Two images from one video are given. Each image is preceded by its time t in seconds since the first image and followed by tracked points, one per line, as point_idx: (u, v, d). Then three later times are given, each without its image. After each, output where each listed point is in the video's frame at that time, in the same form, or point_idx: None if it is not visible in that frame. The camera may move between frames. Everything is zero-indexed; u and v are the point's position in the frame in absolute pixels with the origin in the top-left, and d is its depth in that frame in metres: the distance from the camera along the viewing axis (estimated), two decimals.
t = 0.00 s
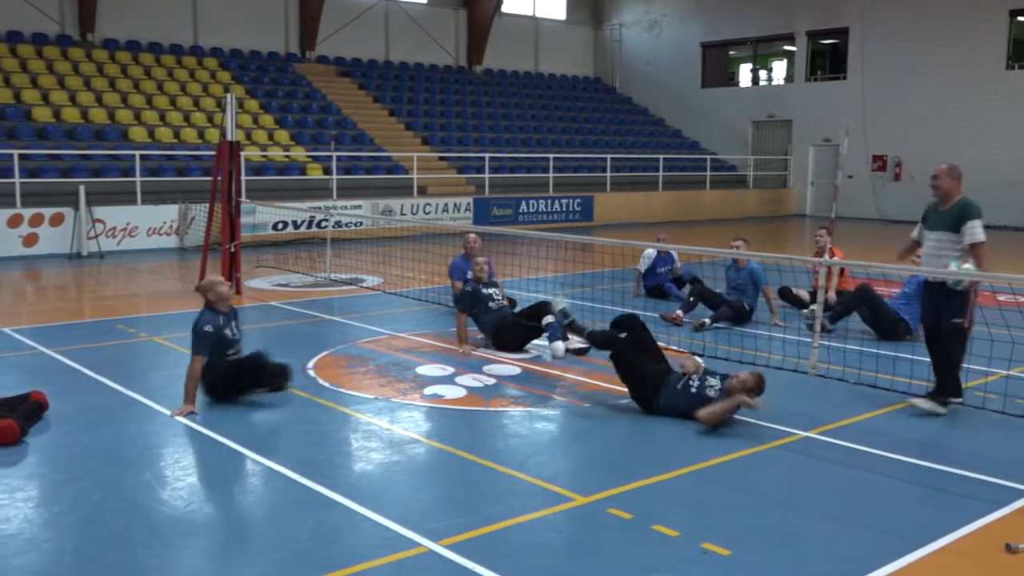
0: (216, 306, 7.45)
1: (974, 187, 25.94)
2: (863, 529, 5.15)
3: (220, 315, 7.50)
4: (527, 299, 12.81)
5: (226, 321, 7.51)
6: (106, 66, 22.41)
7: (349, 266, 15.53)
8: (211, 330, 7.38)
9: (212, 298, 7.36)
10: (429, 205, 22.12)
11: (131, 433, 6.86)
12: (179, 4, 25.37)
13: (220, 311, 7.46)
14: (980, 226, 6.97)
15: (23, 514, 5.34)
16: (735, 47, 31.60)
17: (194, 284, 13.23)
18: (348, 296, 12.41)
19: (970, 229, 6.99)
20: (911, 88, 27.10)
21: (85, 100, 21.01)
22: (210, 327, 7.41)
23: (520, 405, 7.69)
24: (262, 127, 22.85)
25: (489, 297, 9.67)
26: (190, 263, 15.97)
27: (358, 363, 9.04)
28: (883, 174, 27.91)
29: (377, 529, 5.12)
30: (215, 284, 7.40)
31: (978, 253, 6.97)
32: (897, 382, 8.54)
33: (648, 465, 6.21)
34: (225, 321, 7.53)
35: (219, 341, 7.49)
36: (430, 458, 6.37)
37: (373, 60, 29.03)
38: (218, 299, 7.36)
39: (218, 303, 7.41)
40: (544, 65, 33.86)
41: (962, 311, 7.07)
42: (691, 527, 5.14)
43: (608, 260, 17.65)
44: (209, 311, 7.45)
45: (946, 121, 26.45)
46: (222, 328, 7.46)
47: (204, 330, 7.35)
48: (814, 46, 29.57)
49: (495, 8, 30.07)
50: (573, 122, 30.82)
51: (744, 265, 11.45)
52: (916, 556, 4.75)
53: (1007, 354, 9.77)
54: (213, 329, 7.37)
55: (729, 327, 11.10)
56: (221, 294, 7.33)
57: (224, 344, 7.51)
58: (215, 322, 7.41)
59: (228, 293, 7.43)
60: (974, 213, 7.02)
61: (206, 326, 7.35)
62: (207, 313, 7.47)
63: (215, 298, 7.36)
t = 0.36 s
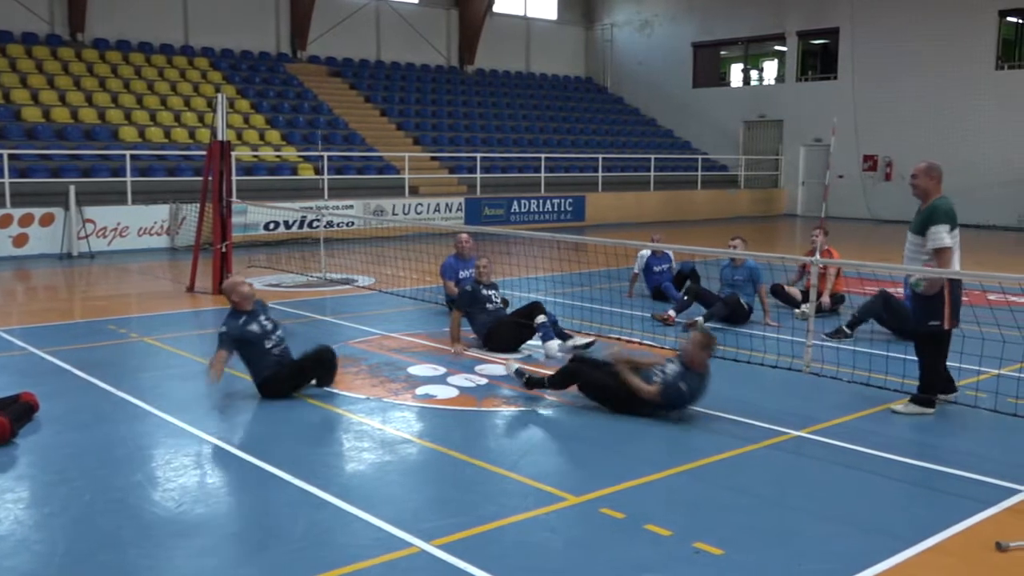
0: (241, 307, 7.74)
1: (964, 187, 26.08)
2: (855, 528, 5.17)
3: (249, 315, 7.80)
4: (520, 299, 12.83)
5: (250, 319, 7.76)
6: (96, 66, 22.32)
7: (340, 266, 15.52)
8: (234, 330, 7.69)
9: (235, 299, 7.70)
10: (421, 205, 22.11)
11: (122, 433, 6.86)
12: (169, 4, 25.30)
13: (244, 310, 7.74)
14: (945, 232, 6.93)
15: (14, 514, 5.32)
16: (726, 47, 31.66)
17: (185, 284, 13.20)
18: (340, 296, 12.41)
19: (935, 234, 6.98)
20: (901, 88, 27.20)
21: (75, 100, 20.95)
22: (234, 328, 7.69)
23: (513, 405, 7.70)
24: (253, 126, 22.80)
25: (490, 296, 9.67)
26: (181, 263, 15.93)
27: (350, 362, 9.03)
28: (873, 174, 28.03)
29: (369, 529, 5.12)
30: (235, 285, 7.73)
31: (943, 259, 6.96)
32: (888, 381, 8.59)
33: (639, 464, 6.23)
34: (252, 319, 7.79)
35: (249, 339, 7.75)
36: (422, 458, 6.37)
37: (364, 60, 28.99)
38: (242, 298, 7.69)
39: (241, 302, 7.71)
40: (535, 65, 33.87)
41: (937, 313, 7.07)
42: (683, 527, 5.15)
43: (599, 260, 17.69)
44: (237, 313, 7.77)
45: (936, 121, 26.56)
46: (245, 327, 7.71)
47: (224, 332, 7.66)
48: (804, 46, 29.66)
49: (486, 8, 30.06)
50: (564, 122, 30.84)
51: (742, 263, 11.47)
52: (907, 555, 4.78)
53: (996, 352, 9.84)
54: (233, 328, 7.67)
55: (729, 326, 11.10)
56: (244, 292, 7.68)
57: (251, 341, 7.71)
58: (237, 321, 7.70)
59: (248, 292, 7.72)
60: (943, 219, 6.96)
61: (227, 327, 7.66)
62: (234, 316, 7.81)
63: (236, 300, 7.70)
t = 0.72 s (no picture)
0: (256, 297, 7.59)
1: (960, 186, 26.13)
2: (852, 527, 5.17)
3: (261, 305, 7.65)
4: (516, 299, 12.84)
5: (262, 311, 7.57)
6: (92, 66, 22.27)
7: (336, 266, 15.51)
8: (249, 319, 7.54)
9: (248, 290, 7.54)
10: (418, 205, 22.12)
11: (118, 434, 6.84)
12: (164, 4, 25.26)
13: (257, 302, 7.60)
14: (926, 230, 6.98)
15: (10, 515, 5.30)
16: (722, 47, 31.70)
17: (181, 284, 13.20)
18: (336, 295, 12.41)
19: (918, 232, 7.04)
20: (897, 88, 27.25)
21: (70, 100, 20.92)
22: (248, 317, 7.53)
23: (510, 405, 7.70)
24: (249, 126, 22.79)
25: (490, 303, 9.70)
26: (177, 263, 15.92)
27: (347, 362, 9.03)
28: (869, 174, 28.06)
29: (365, 529, 5.12)
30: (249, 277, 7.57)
31: (925, 257, 7.02)
32: (883, 380, 8.60)
33: (636, 464, 6.23)
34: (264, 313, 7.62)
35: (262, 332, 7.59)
36: (418, 458, 6.36)
37: (360, 60, 28.97)
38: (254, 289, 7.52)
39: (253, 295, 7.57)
40: (532, 65, 33.87)
41: (926, 312, 7.14)
42: (679, 526, 5.15)
43: (595, 260, 17.71)
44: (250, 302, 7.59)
45: (932, 121, 26.61)
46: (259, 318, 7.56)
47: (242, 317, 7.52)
48: (800, 46, 29.70)
49: (482, 8, 30.05)
50: (560, 122, 30.86)
51: (739, 265, 11.41)
52: (902, 554, 4.79)
53: (992, 352, 9.86)
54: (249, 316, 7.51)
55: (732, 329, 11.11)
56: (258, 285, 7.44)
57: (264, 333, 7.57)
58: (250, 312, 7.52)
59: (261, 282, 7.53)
60: (927, 217, 7.02)
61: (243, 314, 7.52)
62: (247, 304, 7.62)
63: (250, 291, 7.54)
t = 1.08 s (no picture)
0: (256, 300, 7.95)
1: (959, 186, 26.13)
2: (851, 527, 5.18)
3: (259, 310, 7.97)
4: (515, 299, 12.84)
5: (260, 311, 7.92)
6: (91, 65, 22.26)
7: (335, 266, 15.51)
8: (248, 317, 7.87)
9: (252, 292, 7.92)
10: (417, 205, 22.11)
11: (117, 434, 6.83)
12: (163, 3, 25.25)
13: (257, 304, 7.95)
14: (936, 224, 6.93)
15: (10, 515, 5.30)
16: (721, 47, 31.70)
17: (180, 284, 13.20)
18: (336, 295, 12.41)
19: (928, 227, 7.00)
20: (896, 88, 27.28)
21: (69, 100, 20.92)
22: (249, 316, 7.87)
23: (510, 405, 7.70)
24: (248, 125, 22.78)
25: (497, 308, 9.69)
26: (176, 263, 15.92)
27: (347, 362, 9.03)
28: (869, 173, 28.07)
29: (365, 529, 5.12)
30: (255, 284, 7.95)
31: (933, 251, 6.96)
32: (882, 380, 8.60)
33: (635, 464, 6.23)
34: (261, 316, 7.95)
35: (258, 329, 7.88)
36: (417, 458, 6.36)
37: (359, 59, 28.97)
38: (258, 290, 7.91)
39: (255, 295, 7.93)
40: (531, 64, 33.87)
41: (933, 312, 7.10)
42: (678, 526, 5.16)
43: (594, 259, 17.72)
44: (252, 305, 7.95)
45: (931, 121, 26.62)
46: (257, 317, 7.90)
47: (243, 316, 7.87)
48: (799, 45, 29.72)
49: (481, 8, 30.06)
50: (559, 122, 30.86)
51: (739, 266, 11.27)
52: (901, 554, 4.79)
53: (992, 352, 9.87)
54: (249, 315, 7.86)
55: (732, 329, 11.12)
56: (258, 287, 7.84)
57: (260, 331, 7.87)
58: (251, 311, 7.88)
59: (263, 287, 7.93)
60: (937, 213, 6.97)
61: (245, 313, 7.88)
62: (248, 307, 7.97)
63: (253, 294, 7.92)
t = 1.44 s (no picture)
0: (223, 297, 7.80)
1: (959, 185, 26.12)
2: (850, 527, 5.17)
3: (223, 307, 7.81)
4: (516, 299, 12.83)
5: (231, 309, 7.85)
6: (92, 65, 22.25)
7: (336, 265, 15.51)
8: (220, 319, 7.72)
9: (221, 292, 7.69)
10: (417, 205, 22.11)
11: (118, 434, 6.83)
12: (163, 3, 25.25)
13: (227, 301, 7.82)
14: (946, 225, 6.77)
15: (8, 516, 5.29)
16: (721, 47, 31.70)
17: (180, 283, 13.20)
18: (336, 294, 12.41)
19: (938, 228, 6.83)
20: (896, 88, 27.26)
21: (70, 99, 20.92)
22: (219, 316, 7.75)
23: (509, 405, 7.69)
24: (248, 125, 22.77)
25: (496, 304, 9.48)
26: (176, 262, 15.91)
27: (347, 362, 9.03)
28: (869, 173, 28.06)
29: (365, 529, 5.12)
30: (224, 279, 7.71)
31: (941, 252, 6.78)
32: (882, 380, 8.59)
33: (634, 463, 6.23)
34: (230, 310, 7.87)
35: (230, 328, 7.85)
36: (417, 458, 6.36)
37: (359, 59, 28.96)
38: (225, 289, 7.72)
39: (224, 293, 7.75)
40: (531, 65, 33.87)
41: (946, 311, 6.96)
42: (678, 525, 5.16)
43: (594, 259, 17.71)
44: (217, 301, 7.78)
45: (931, 120, 26.62)
46: (230, 316, 7.82)
47: (214, 319, 7.70)
48: (800, 45, 29.71)
49: (481, 8, 30.06)
50: (560, 122, 30.87)
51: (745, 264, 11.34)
52: (901, 553, 4.79)
53: (992, 352, 9.85)
54: (221, 318, 7.72)
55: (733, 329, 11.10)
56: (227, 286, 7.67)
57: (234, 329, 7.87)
58: (223, 310, 7.75)
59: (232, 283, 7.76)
60: (948, 213, 6.82)
61: (216, 315, 7.70)
62: (215, 304, 7.79)
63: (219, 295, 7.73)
